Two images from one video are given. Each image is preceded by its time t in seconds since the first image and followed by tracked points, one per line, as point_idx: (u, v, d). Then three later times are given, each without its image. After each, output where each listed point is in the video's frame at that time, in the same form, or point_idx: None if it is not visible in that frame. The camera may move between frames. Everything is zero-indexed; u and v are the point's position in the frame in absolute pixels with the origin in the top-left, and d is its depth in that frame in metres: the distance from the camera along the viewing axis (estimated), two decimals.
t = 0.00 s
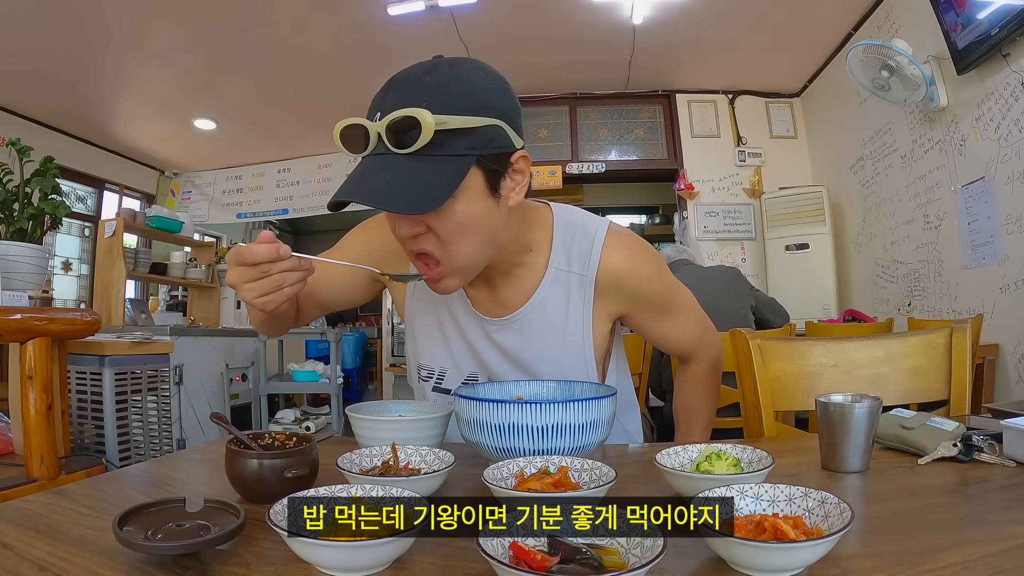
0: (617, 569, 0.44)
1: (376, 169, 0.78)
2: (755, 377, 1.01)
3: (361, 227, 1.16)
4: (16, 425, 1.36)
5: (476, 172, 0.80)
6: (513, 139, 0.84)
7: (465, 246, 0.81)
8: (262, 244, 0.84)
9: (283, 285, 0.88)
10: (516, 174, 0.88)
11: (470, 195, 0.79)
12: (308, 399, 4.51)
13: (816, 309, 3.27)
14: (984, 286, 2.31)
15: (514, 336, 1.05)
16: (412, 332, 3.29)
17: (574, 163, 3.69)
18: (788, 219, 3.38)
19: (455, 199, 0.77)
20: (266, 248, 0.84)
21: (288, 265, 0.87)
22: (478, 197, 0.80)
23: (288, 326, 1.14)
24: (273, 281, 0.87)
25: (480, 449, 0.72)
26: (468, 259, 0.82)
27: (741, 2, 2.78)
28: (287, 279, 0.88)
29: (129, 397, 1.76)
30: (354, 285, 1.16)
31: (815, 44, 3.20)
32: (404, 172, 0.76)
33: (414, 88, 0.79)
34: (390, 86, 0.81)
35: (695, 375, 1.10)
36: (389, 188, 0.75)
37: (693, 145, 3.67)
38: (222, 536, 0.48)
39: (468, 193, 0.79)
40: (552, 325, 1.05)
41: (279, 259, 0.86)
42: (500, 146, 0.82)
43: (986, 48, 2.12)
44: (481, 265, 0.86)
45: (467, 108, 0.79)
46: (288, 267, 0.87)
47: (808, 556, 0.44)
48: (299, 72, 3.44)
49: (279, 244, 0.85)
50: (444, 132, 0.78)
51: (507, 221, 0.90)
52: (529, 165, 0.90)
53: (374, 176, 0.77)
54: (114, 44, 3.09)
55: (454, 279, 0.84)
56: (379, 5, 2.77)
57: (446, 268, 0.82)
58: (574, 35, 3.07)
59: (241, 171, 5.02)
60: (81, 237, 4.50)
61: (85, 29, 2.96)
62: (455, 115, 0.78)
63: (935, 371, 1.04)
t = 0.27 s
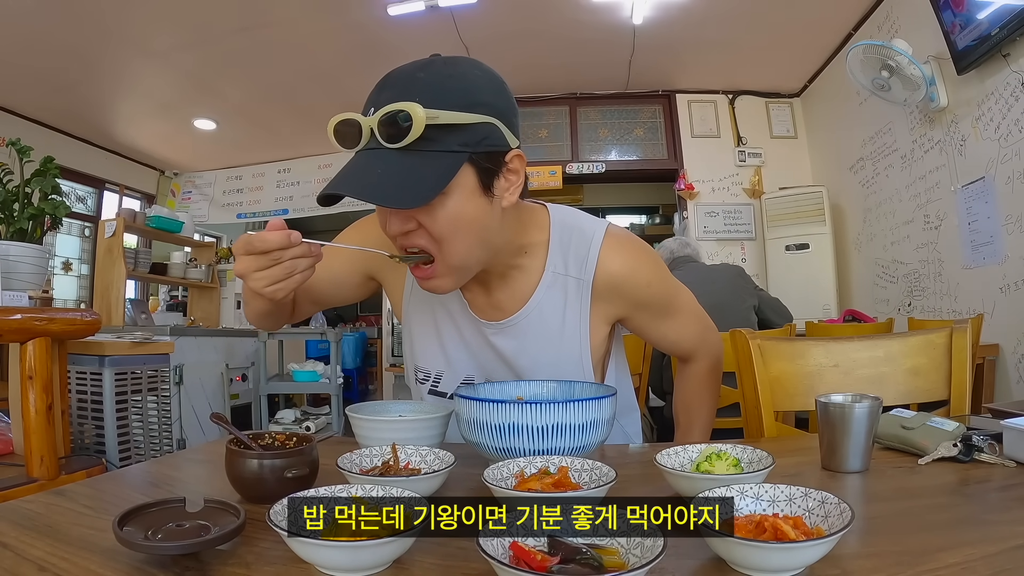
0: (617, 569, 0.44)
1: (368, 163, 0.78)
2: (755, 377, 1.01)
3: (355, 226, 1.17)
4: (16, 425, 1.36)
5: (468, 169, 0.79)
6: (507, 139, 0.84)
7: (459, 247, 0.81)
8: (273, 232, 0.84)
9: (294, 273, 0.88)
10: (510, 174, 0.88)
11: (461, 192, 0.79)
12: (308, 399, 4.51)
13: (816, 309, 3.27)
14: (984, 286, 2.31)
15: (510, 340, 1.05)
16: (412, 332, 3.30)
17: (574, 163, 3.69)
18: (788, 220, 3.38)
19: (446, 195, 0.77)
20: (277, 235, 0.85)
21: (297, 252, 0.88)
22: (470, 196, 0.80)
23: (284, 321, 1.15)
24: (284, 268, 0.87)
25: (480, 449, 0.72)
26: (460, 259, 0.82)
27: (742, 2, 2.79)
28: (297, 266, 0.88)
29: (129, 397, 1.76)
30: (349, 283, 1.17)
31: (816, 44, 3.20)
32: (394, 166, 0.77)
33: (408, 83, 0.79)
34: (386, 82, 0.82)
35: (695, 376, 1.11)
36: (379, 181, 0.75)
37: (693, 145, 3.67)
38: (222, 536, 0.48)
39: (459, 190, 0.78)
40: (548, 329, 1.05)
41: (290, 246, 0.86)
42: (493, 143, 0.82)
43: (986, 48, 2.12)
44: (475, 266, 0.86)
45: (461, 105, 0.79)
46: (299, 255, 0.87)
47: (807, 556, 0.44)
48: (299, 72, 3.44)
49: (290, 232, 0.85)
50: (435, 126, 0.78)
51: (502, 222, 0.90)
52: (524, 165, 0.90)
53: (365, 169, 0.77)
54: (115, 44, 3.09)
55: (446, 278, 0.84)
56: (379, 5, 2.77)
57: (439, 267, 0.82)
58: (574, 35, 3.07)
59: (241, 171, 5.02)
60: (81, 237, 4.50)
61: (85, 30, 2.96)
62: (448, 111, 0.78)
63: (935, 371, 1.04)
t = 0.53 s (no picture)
0: (617, 569, 0.44)
1: (359, 155, 0.78)
2: (755, 377, 1.01)
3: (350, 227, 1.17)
4: (15, 425, 1.36)
5: (459, 168, 0.79)
6: (505, 142, 0.84)
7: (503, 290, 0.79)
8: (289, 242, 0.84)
9: (305, 282, 0.89)
10: (506, 175, 0.87)
11: (451, 191, 0.79)
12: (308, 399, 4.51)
13: (816, 309, 3.27)
14: (984, 287, 2.31)
15: (507, 341, 1.05)
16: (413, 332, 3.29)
17: (574, 163, 3.69)
18: (788, 220, 3.38)
19: (436, 193, 0.77)
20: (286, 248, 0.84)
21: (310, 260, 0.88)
22: (461, 195, 0.80)
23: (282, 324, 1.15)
24: (297, 279, 0.87)
25: (479, 449, 0.72)
26: (446, 259, 0.82)
27: (742, 2, 2.78)
28: (310, 275, 0.89)
29: (129, 397, 1.76)
30: (344, 284, 1.17)
31: (816, 44, 3.20)
32: (385, 161, 0.77)
33: (404, 77, 0.79)
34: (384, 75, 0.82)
35: (696, 376, 1.11)
36: (366, 174, 0.75)
37: (693, 145, 3.67)
38: (222, 536, 0.48)
39: (449, 188, 0.78)
40: (547, 330, 1.05)
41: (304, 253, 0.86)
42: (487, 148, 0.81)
43: (986, 48, 2.12)
44: (461, 266, 0.87)
45: (456, 104, 0.79)
46: (309, 265, 0.88)
47: (807, 556, 0.44)
48: (299, 72, 3.44)
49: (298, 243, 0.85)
50: (426, 124, 0.77)
51: (494, 224, 0.90)
52: (519, 166, 0.89)
53: (356, 160, 0.77)
54: (114, 44, 3.09)
55: (433, 277, 0.84)
56: (379, 5, 2.77)
57: (423, 267, 0.81)
58: (574, 35, 3.07)
59: (241, 171, 5.02)
60: (81, 237, 4.50)
61: (85, 30, 2.96)
62: (442, 111, 0.78)
63: (935, 371, 1.04)
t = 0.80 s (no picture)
0: (617, 569, 0.44)
1: (354, 191, 0.78)
2: (756, 377, 1.01)
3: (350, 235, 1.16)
4: (15, 425, 1.36)
5: (457, 186, 0.79)
6: (498, 146, 0.84)
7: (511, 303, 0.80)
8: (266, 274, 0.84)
9: (288, 309, 0.90)
10: (504, 179, 0.87)
11: (452, 209, 0.79)
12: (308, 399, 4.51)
13: (816, 309, 3.27)
14: (984, 287, 2.31)
15: (510, 341, 1.05)
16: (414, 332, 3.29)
17: (574, 163, 3.69)
18: (788, 220, 3.38)
19: (438, 213, 0.77)
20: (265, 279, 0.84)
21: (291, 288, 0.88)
22: (462, 210, 0.80)
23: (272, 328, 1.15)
24: (279, 308, 0.88)
25: (480, 449, 0.72)
26: (456, 270, 0.83)
27: (742, 2, 2.78)
28: (291, 304, 0.90)
29: (129, 397, 1.76)
30: (344, 289, 1.17)
31: (816, 44, 3.20)
32: (381, 193, 0.76)
33: (386, 102, 0.78)
34: (364, 100, 0.80)
35: (696, 376, 1.11)
36: (365, 212, 0.75)
37: (693, 145, 3.67)
38: (222, 536, 0.48)
39: (449, 207, 0.78)
40: (550, 330, 1.05)
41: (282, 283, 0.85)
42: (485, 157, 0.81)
43: (986, 48, 2.12)
44: (470, 274, 0.87)
45: (444, 121, 0.78)
46: (290, 293, 0.88)
47: (807, 556, 0.44)
48: (299, 72, 3.43)
49: (279, 276, 0.85)
50: (418, 150, 0.76)
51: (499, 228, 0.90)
52: (517, 167, 0.89)
53: (351, 199, 0.77)
54: (114, 44, 3.09)
55: (444, 287, 0.85)
56: (379, 5, 2.77)
57: (434, 278, 0.82)
58: (574, 34, 3.07)
59: (241, 171, 5.02)
60: (81, 237, 4.50)
61: (85, 30, 2.96)
62: (429, 133, 0.76)
63: (935, 371, 1.04)
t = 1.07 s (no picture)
0: (617, 569, 0.44)
1: (361, 209, 0.78)
2: (755, 377, 1.01)
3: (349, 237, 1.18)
4: (16, 425, 1.36)
5: (466, 198, 0.79)
6: (503, 153, 0.84)
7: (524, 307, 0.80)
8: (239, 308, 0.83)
9: (265, 342, 0.90)
10: (510, 183, 0.88)
11: (462, 220, 0.79)
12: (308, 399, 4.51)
13: (816, 309, 3.27)
14: (984, 287, 2.31)
15: (513, 342, 1.05)
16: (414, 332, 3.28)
17: (574, 163, 3.69)
18: (788, 220, 3.38)
19: (449, 226, 0.78)
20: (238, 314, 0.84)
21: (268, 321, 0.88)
22: (470, 219, 0.80)
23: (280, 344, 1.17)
24: (254, 340, 0.88)
25: (480, 449, 0.72)
26: (464, 276, 0.83)
27: (742, 3, 2.79)
28: (267, 336, 0.90)
29: (129, 397, 1.76)
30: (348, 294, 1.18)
31: (815, 44, 3.20)
32: (391, 210, 0.76)
33: (389, 114, 0.77)
34: (365, 111, 0.79)
35: (696, 376, 1.11)
36: (376, 230, 0.75)
37: (693, 145, 3.67)
38: (222, 536, 0.48)
39: (459, 218, 0.79)
40: (554, 329, 1.04)
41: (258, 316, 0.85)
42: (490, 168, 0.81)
43: (986, 48, 2.12)
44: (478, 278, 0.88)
45: (449, 134, 0.77)
46: (266, 327, 0.88)
47: (808, 556, 0.44)
48: (299, 71, 3.43)
49: (252, 310, 0.84)
50: (428, 165, 0.76)
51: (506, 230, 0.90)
52: (522, 171, 0.89)
53: (359, 216, 0.77)
54: (114, 44, 3.09)
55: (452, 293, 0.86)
56: (379, 5, 2.77)
57: (442, 286, 0.83)
58: (575, 34, 3.07)
59: (241, 171, 5.02)
60: (80, 237, 4.51)
61: (85, 30, 2.96)
62: (436, 149, 0.76)
63: (935, 371, 1.04)
